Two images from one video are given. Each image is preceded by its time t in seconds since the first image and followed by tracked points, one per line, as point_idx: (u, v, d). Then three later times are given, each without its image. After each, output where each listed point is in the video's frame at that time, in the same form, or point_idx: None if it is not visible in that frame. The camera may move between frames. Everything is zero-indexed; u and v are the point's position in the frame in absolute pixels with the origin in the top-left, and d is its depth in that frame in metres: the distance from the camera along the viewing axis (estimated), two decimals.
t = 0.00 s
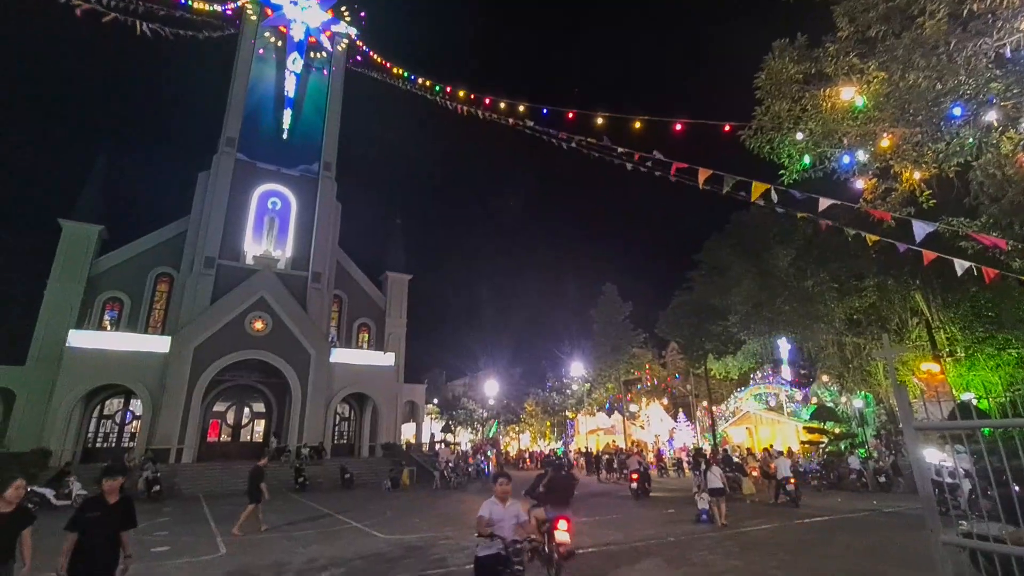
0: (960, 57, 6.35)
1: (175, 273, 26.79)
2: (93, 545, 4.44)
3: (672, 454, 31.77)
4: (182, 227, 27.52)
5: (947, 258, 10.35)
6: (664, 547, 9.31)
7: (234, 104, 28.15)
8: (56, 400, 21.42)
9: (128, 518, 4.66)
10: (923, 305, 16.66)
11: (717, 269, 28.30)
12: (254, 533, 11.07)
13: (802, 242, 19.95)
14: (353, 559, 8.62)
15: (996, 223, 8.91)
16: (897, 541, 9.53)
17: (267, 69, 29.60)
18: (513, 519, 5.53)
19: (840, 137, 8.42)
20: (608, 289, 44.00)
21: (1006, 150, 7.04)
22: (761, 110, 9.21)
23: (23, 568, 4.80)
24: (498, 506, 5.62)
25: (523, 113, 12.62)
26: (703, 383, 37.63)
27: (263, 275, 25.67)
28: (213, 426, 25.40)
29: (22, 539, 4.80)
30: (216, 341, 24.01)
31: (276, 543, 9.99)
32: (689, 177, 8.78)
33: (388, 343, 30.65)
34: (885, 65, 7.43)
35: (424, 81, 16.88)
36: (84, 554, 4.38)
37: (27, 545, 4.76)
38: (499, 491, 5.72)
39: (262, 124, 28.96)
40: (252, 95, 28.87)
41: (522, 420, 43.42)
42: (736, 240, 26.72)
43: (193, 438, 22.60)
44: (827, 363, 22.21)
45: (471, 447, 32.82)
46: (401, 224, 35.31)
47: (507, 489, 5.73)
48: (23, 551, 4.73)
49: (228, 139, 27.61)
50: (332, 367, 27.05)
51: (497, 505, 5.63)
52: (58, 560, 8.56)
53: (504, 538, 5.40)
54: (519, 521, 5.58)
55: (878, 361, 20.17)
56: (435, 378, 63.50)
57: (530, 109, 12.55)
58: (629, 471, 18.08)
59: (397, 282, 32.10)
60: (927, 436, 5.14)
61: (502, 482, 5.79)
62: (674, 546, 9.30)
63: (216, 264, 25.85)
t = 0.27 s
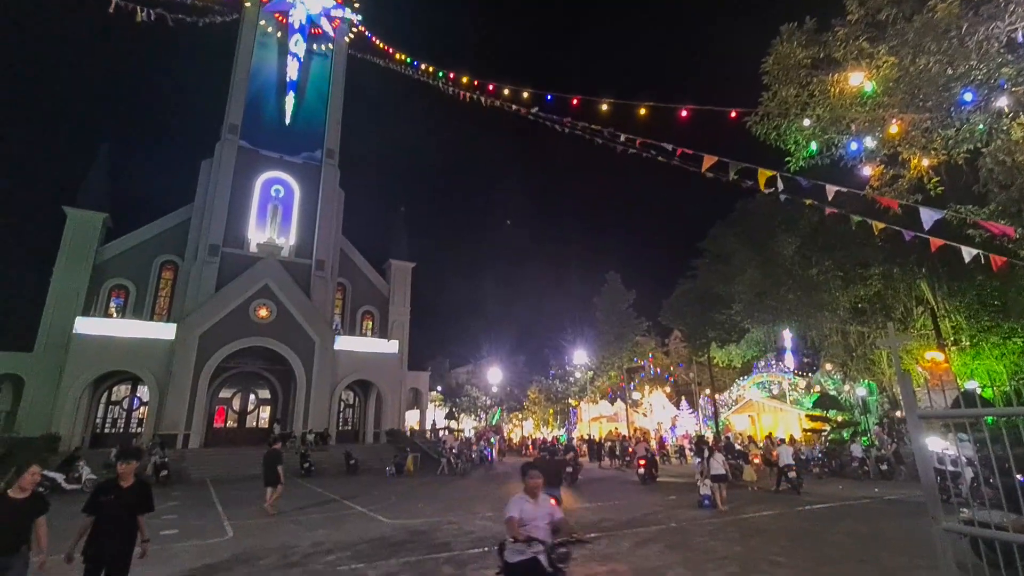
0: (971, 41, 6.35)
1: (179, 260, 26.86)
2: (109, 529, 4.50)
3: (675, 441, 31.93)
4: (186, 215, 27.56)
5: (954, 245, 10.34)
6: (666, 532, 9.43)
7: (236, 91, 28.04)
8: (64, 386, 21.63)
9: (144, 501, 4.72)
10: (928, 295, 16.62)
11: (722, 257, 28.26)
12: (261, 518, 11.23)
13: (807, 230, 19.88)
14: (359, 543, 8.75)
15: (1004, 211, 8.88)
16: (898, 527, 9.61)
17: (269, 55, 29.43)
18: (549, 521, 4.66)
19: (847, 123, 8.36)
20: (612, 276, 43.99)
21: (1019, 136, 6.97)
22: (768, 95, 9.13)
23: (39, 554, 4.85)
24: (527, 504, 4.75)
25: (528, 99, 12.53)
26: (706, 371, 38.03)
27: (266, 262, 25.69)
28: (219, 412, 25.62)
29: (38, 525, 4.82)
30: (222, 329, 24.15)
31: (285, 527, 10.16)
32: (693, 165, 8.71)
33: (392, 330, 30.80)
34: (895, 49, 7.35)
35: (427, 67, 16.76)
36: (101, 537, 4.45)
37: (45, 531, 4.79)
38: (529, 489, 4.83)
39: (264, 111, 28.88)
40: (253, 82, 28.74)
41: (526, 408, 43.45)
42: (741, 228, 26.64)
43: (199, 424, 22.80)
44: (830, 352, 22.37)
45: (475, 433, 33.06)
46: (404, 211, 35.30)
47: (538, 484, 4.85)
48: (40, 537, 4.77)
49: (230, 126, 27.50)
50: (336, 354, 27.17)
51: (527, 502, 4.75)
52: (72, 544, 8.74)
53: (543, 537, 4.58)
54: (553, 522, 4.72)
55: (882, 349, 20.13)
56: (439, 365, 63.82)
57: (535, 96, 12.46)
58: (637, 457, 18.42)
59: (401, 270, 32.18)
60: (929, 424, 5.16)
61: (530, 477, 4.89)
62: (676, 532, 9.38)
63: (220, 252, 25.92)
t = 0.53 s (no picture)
0: (983, 24, 6.20)
1: (182, 246, 26.87)
2: (123, 515, 4.45)
3: (675, 427, 32.09)
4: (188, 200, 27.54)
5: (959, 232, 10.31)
6: (666, 515, 9.54)
7: (237, 75, 27.88)
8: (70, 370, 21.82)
9: (154, 485, 4.68)
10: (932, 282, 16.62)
11: (725, 244, 28.22)
12: (266, 500, 11.39)
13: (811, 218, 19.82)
14: (362, 525, 8.88)
15: (1011, 198, 8.89)
16: (895, 512, 9.72)
17: (270, 39, 29.20)
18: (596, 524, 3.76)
19: (855, 108, 8.21)
20: (614, 263, 43.94)
21: None
22: (775, 79, 9.05)
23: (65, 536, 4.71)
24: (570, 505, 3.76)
25: (530, 83, 12.45)
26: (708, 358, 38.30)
27: (270, 248, 25.76)
28: (223, 396, 25.82)
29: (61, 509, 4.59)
30: (224, 315, 24.24)
31: (289, 509, 10.31)
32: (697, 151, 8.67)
33: (395, 316, 30.88)
34: (905, 32, 7.28)
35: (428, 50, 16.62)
36: (113, 525, 4.40)
37: (66, 516, 4.57)
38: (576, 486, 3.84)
39: (264, 95, 28.72)
40: (254, 65, 28.55)
41: (528, 393, 43.16)
42: (744, 215, 26.56)
43: (204, 408, 23.02)
44: (832, 339, 22.19)
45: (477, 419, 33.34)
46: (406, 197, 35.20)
47: (582, 477, 3.83)
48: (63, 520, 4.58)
49: (231, 111, 27.39)
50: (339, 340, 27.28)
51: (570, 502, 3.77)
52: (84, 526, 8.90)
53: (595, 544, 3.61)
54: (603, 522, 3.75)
55: (884, 337, 20.30)
56: (441, 351, 64.04)
57: (539, 80, 12.36)
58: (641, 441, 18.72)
59: (402, 256, 32.12)
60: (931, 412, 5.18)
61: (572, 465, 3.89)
62: (675, 516, 9.49)
63: (223, 237, 25.97)
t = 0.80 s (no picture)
0: (994, 4, 6.21)
1: (184, 230, 26.86)
2: (133, 491, 4.53)
3: (675, 412, 32.27)
4: (190, 184, 27.49)
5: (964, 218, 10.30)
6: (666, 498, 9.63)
7: (236, 57, 27.66)
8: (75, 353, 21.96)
9: (161, 464, 4.75)
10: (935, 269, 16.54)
11: (727, 229, 28.13)
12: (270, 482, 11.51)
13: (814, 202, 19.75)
14: (366, 507, 9.01)
15: (1017, 183, 8.88)
16: (894, 496, 9.83)
17: (268, 20, 28.92)
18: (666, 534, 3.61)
19: (862, 91, 8.20)
20: (617, 248, 43.90)
21: None
22: (782, 61, 8.89)
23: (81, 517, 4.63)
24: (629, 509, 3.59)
25: (532, 66, 12.34)
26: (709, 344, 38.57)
27: (272, 233, 25.74)
28: (229, 379, 26.10)
29: (77, 489, 4.59)
30: (227, 299, 24.31)
31: (292, 491, 10.46)
32: (700, 135, 8.63)
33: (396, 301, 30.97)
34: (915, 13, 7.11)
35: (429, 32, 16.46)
36: (124, 502, 4.49)
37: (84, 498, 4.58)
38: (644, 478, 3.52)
39: (264, 78, 28.52)
40: (252, 47, 28.30)
41: (528, 377, 42.91)
42: (747, 200, 26.45)
43: (208, 391, 23.23)
44: (834, 324, 22.46)
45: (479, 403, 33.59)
46: (407, 182, 35.08)
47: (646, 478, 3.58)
48: (80, 498, 4.57)
49: (231, 94, 27.22)
50: (342, 324, 27.43)
51: (633, 505, 3.61)
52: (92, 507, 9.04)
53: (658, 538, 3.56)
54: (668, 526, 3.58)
55: (886, 323, 20.31)
56: (443, 336, 64.27)
57: (540, 63, 12.27)
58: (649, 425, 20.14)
59: (403, 241, 32.05)
60: (929, 397, 5.23)
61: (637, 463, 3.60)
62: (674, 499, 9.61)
63: (224, 222, 25.96)
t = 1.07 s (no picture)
0: None
1: (184, 215, 26.81)
2: (141, 479, 4.54)
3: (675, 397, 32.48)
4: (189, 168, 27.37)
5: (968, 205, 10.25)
6: (665, 482, 9.69)
7: (233, 40, 27.44)
8: (76, 338, 22.05)
9: (172, 450, 4.79)
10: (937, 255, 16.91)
11: (729, 215, 28.05)
12: (273, 466, 11.63)
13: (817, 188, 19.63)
14: (367, 490, 9.11)
15: (1021, 169, 8.81)
16: (890, 480, 9.93)
17: (265, 3, 28.66)
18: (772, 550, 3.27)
19: (867, 75, 8.16)
20: (618, 234, 43.81)
21: None
22: (786, 45, 8.87)
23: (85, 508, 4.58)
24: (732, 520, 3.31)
25: (533, 48, 12.24)
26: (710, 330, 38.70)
27: (271, 218, 25.65)
28: (229, 365, 26.16)
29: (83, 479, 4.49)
30: (227, 284, 24.33)
31: (295, 474, 10.56)
32: (701, 119, 8.53)
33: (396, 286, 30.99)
34: None
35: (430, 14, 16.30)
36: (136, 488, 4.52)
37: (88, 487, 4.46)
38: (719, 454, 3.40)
39: (262, 61, 28.31)
40: (250, 30, 28.08)
41: (528, 362, 43.40)
42: (749, 185, 26.35)
43: (210, 375, 23.37)
44: (834, 311, 22.48)
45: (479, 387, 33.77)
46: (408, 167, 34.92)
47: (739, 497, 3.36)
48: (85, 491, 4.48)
49: (229, 78, 27.04)
50: (343, 310, 27.49)
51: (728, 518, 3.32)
52: (99, 489, 9.18)
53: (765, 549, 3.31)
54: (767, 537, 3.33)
55: (886, 310, 20.40)
56: (444, 321, 64.45)
57: (541, 45, 12.16)
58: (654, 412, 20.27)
59: (404, 227, 31.99)
60: (928, 382, 5.23)
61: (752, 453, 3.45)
62: (673, 482, 9.73)
63: (224, 207, 25.92)
